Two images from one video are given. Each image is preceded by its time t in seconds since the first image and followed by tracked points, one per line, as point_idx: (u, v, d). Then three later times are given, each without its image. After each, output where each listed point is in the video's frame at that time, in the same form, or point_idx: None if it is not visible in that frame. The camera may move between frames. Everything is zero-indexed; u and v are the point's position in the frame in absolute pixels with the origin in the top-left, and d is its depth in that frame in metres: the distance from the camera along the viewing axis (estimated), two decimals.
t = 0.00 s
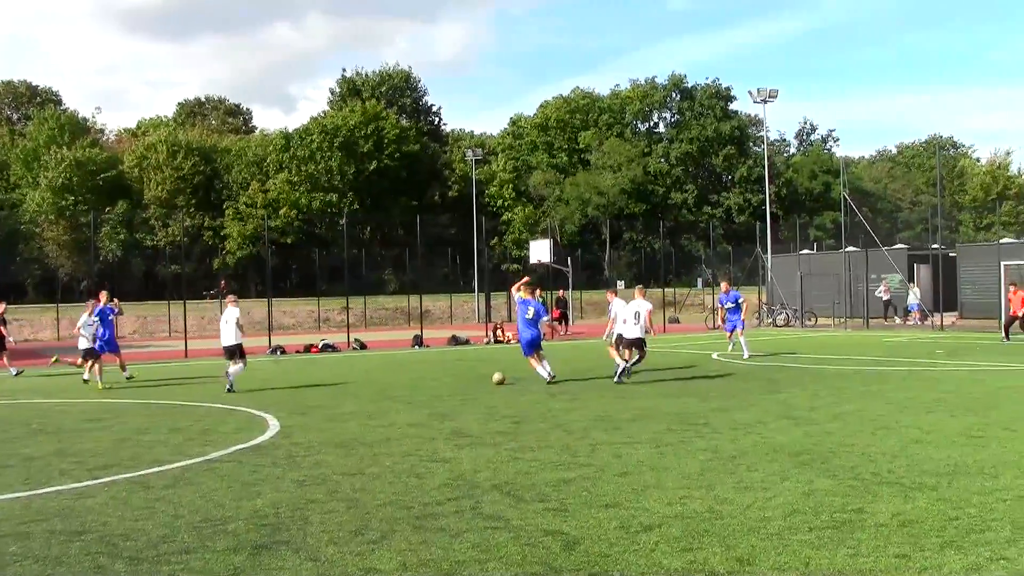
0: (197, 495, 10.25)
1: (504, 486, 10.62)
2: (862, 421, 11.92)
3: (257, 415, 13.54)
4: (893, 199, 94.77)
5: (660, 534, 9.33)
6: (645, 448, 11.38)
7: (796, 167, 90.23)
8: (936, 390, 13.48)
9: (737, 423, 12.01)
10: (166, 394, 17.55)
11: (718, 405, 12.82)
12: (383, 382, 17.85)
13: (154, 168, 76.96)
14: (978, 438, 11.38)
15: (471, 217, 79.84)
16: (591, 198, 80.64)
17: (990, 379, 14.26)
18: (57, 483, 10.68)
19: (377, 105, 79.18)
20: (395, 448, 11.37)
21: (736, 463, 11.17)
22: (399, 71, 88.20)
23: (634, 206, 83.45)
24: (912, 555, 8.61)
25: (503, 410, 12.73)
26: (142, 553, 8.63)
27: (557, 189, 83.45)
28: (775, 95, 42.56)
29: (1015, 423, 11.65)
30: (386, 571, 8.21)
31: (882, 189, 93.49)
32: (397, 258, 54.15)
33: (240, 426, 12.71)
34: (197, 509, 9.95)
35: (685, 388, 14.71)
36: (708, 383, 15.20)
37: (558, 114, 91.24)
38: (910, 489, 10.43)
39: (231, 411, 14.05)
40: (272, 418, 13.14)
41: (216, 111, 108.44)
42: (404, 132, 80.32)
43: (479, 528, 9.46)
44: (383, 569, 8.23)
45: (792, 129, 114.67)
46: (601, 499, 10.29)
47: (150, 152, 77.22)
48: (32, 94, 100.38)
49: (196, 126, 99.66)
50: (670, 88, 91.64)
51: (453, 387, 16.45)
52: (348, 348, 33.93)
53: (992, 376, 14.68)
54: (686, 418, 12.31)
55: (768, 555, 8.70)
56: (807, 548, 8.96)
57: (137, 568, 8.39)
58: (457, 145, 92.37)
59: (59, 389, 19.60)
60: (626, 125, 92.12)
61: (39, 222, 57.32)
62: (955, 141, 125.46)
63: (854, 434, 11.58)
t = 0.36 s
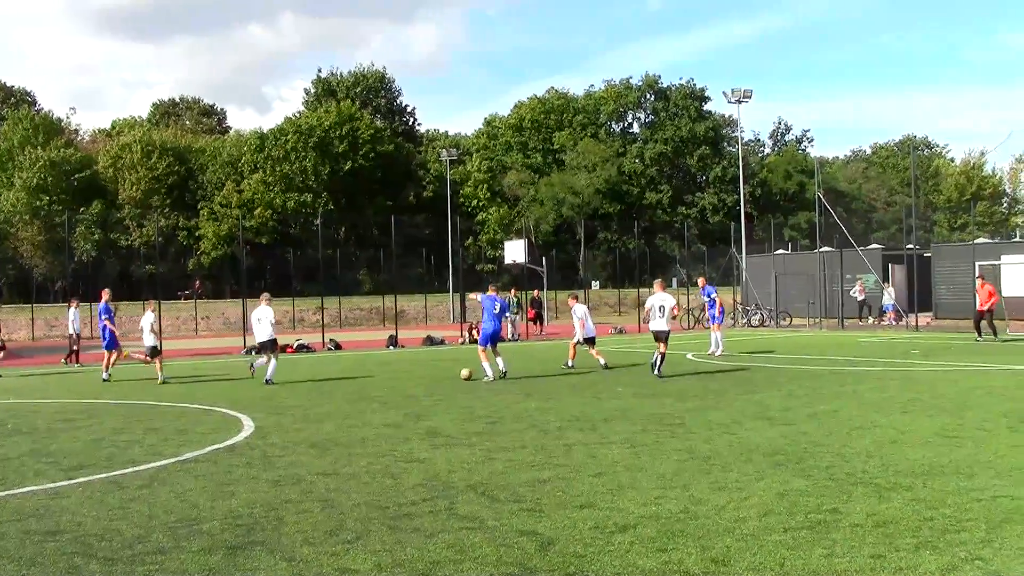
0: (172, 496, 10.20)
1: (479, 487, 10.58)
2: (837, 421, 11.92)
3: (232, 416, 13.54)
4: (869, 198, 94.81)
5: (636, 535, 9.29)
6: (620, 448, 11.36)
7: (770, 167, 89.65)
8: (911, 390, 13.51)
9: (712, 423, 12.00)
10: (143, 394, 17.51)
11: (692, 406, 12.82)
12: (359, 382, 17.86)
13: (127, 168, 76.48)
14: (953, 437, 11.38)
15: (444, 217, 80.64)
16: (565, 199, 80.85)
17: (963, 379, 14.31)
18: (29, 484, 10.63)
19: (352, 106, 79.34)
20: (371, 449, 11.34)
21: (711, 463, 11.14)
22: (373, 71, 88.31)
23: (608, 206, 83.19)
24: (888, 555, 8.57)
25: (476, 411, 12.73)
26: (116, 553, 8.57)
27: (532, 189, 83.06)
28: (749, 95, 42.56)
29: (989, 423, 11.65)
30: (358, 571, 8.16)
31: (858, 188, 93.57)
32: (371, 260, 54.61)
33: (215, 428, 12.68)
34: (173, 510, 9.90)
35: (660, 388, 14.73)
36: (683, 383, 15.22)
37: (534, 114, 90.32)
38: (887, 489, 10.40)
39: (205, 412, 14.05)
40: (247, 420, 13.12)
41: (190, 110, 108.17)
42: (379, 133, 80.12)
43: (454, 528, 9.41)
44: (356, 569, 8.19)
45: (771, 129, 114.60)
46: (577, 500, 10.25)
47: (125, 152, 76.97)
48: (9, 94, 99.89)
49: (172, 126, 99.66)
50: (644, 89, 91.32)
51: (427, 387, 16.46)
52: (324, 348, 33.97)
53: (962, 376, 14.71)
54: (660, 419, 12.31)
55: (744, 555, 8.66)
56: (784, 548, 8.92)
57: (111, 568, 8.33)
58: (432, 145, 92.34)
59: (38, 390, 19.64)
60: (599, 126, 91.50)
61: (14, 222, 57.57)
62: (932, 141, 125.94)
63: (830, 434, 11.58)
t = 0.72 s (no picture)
0: (174, 497, 10.20)
1: (479, 487, 10.59)
2: (837, 422, 11.93)
3: (232, 417, 13.56)
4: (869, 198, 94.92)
5: (637, 535, 9.30)
6: (620, 449, 11.37)
7: (770, 168, 89.54)
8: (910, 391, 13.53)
9: (712, 423, 12.02)
10: (143, 395, 17.53)
11: (692, 407, 12.86)
12: (358, 383, 17.90)
13: (127, 168, 76.15)
14: (953, 436, 11.40)
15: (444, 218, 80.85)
16: (565, 198, 79.38)
17: (962, 380, 14.34)
18: (29, 485, 10.63)
19: (353, 106, 79.43)
20: (371, 451, 11.33)
21: (712, 464, 11.15)
22: (373, 73, 88.45)
23: (608, 206, 82.18)
24: (889, 556, 8.58)
25: (477, 411, 12.75)
26: (117, 554, 8.56)
27: (532, 189, 82.69)
28: (749, 96, 42.35)
29: (989, 422, 11.66)
30: (358, 572, 8.16)
31: (857, 189, 93.72)
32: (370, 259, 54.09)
33: (215, 429, 12.70)
34: (174, 510, 9.91)
35: (660, 388, 14.75)
36: (683, 384, 15.25)
37: (534, 115, 89.74)
38: (887, 489, 10.41)
39: (206, 413, 14.08)
40: (247, 421, 13.14)
41: (190, 111, 108.20)
42: (379, 133, 80.31)
43: (455, 529, 9.41)
44: (359, 570, 8.19)
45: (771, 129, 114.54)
46: (577, 501, 10.26)
47: (124, 152, 76.66)
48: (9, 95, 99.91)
49: (171, 127, 99.71)
50: (643, 89, 92.11)
51: (426, 388, 16.49)
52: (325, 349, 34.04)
53: (960, 377, 14.76)
54: (661, 420, 12.33)
55: (745, 556, 8.67)
56: (785, 548, 8.92)
57: (112, 569, 8.32)
58: (432, 146, 92.43)
59: (39, 390, 19.70)
60: (600, 126, 92.11)
61: (13, 224, 57.68)
62: (931, 141, 126.35)
63: (830, 433, 11.60)
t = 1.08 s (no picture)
0: (169, 500, 10.18)
1: (477, 489, 10.60)
2: (834, 421, 11.98)
3: (229, 419, 13.53)
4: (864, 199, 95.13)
5: (633, 536, 9.34)
6: (618, 450, 11.40)
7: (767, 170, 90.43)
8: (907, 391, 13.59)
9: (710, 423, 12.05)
10: (138, 397, 17.50)
11: (691, 406, 12.89)
12: (356, 385, 17.89)
13: (124, 169, 75.55)
14: (948, 436, 11.46)
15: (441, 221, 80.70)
16: (563, 201, 79.85)
17: (958, 381, 14.41)
18: (24, 488, 10.59)
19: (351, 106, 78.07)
20: (368, 452, 11.31)
21: (709, 464, 11.18)
22: (371, 74, 88.16)
23: (606, 207, 82.79)
24: (883, 554, 8.64)
25: (476, 412, 12.75)
26: (113, 557, 8.53)
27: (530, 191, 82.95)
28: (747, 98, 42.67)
29: (984, 421, 11.72)
30: (357, 574, 8.17)
31: (852, 192, 93.82)
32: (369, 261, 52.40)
33: (212, 431, 12.67)
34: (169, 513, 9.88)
35: (658, 388, 14.77)
36: (681, 384, 15.27)
37: (531, 117, 88.94)
38: (882, 489, 10.47)
39: (204, 416, 14.06)
40: (245, 422, 13.12)
41: (187, 111, 107.81)
42: (377, 134, 79.35)
43: (453, 531, 9.42)
44: (357, 573, 8.19)
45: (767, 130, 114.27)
46: (575, 502, 10.29)
47: (121, 153, 76.04)
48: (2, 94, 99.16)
49: (167, 127, 99.32)
50: (642, 91, 91.06)
51: (424, 389, 16.49)
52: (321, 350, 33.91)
53: (957, 377, 14.83)
54: (659, 419, 12.35)
55: (741, 555, 8.71)
56: (780, 548, 8.97)
57: (108, 572, 8.30)
58: (429, 147, 92.25)
59: (35, 393, 19.65)
60: (597, 127, 91.70)
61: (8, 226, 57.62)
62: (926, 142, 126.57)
63: (827, 432, 11.65)
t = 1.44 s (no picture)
0: (126, 505, 10.07)
1: (439, 491, 10.58)
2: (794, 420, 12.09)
3: (190, 422, 13.38)
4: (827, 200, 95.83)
5: (595, 537, 9.37)
6: (581, 450, 11.41)
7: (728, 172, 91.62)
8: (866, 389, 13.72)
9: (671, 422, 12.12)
10: (96, 400, 17.26)
11: (653, 405, 12.94)
12: (319, 387, 17.78)
13: (81, 168, 74.48)
14: (905, 434, 11.58)
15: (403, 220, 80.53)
16: (526, 202, 79.09)
17: (914, 380, 14.57)
18: None
19: (314, 108, 79.16)
20: (330, 455, 11.26)
21: (670, 465, 11.24)
22: (334, 74, 87.69)
23: (569, 209, 82.89)
24: (842, 552, 8.74)
25: (438, 413, 12.72)
26: (69, 565, 8.42)
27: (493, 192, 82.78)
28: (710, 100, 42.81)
29: (939, 418, 11.86)
30: None
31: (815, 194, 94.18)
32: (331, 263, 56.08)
33: (172, 434, 12.53)
34: (126, 518, 9.77)
35: (620, 389, 14.82)
36: (642, 385, 15.34)
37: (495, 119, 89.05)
38: (840, 487, 10.60)
39: (163, 419, 13.89)
40: (205, 426, 12.99)
41: (146, 111, 106.50)
42: (339, 135, 80.22)
43: (415, 533, 9.41)
44: None
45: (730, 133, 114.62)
46: (537, 503, 10.31)
47: (78, 152, 74.96)
48: None
49: (125, 126, 98.05)
50: (604, 93, 91.54)
51: (388, 391, 16.42)
52: (281, 352, 33.60)
53: (915, 377, 15.02)
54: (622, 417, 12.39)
55: (702, 555, 8.76)
56: (741, 547, 9.03)
57: None
58: (391, 147, 92.01)
59: None
60: (560, 129, 91.41)
61: None
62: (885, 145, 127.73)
63: (786, 432, 11.75)
